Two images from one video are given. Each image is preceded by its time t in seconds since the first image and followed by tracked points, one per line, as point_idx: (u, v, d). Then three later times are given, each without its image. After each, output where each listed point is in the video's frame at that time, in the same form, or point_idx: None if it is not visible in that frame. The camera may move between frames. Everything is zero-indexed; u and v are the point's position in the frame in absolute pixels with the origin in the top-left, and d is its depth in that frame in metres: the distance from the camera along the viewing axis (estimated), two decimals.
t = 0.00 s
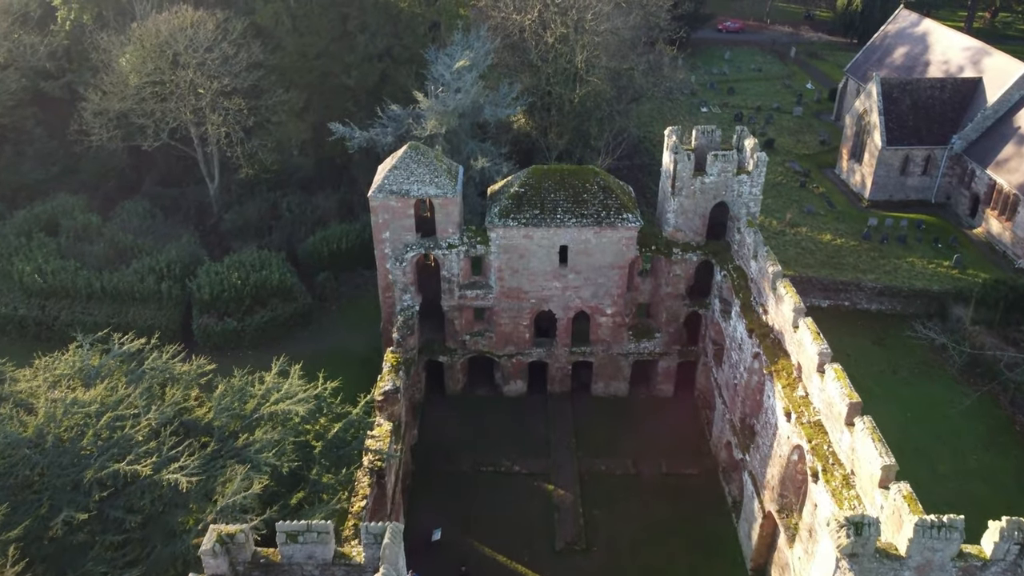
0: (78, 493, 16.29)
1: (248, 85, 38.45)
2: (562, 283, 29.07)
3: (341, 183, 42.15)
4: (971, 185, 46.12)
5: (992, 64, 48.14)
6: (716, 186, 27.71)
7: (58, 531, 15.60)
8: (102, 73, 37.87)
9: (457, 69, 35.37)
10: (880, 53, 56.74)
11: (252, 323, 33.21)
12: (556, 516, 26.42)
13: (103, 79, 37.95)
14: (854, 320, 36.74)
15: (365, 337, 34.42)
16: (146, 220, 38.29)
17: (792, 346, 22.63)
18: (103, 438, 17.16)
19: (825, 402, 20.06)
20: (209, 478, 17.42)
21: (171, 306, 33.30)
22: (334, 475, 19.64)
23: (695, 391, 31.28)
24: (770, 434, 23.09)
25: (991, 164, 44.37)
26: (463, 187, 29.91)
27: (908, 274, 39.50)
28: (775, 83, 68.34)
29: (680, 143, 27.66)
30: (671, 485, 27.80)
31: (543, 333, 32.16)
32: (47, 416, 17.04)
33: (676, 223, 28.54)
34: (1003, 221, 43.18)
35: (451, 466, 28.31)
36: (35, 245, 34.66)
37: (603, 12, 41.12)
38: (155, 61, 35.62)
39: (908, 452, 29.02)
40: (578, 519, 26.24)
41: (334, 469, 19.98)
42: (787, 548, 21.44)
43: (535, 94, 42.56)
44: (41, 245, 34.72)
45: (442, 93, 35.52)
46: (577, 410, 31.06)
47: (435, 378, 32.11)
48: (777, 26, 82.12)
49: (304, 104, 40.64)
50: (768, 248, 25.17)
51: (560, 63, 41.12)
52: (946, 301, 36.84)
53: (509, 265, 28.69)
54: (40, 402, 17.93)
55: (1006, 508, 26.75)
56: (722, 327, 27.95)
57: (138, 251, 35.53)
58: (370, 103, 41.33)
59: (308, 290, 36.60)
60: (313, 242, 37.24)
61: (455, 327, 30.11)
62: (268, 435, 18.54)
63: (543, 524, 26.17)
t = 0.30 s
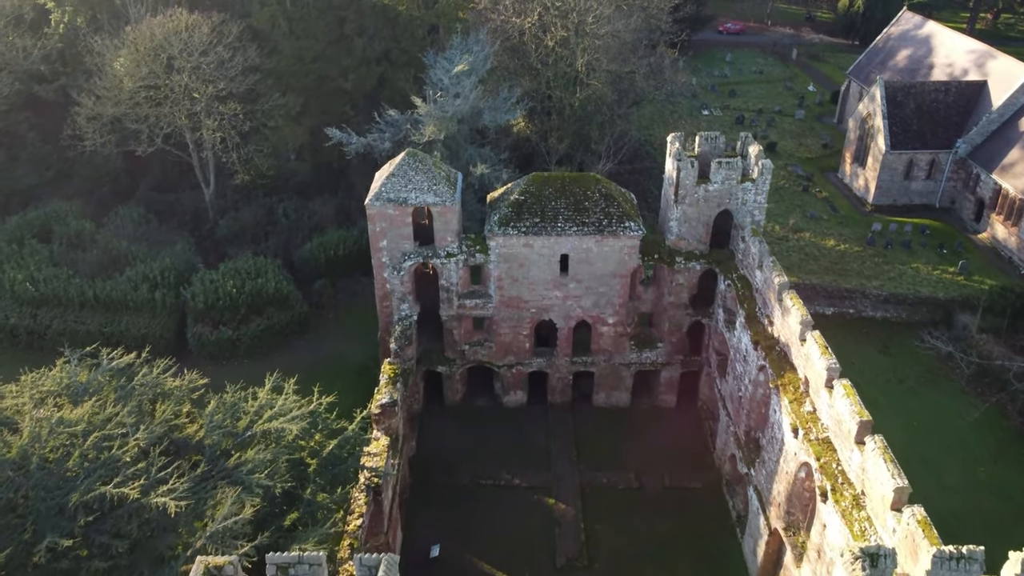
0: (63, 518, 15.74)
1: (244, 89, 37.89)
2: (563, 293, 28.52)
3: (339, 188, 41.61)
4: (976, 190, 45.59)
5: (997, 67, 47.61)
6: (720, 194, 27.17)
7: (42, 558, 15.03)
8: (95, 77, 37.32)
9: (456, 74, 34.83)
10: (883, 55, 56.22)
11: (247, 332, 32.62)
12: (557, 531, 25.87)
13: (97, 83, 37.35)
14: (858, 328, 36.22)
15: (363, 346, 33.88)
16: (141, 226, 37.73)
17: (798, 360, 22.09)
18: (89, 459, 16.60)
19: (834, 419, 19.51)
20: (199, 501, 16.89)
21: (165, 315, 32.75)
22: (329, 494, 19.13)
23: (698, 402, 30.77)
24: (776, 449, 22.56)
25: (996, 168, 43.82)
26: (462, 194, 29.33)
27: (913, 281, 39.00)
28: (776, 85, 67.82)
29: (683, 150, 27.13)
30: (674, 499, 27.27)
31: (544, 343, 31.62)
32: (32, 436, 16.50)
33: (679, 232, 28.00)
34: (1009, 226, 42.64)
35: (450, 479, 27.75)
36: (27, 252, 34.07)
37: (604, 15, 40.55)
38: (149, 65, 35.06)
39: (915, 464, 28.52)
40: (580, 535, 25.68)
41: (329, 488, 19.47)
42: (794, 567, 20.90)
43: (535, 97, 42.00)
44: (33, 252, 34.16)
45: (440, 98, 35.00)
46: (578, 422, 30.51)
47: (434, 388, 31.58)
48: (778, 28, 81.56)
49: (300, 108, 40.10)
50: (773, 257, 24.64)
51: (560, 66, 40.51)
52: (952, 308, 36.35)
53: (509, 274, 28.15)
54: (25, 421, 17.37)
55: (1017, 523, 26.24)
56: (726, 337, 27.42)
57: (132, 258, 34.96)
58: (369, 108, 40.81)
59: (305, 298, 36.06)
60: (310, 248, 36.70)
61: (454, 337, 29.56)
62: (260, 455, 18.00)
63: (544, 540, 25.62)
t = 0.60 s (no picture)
0: (46, 544, 15.13)
1: (239, 93, 37.29)
2: (563, 302, 27.98)
3: (336, 193, 41.08)
4: (981, 194, 45.04)
5: (1002, 70, 47.05)
6: (724, 202, 26.67)
7: None
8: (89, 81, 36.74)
9: (455, 78, 34.28)
10: (886, 58, 55.72)
11: (242, 341, 32.04)
12: (558, 547, 25.31)
13: (90, 88, 36.76)
14: (863, 335, 35.69)
15: (360, 355, 33.34)
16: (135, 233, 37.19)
17: (805, 374, 21.54)
18: (75, 482, 16.02)
19: (843, 437, 18.95)
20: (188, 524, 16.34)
21: (159, 323, 32.19)
22: (324, 514, 18.61)
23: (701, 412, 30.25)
24: (783, 465, 22.02)
25: (1002, 173, 43.25)
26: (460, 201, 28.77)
27: (918, 287, 38.49)
28: (778, 88, 67.30)
29: (687, 157, 26.61)
30: (677, 513, 26.73)
31: (544, 353, 31.09)
32: (15, 458, 15.87)
33: (682, 240, 27.46)
34: (1015, 231, 42.07)
35: (449, 492, 27.21)
36: (19, 259, 33.52)
37: (605, 18, 40.00)
38: (143, 69, 34.47)
39: (922, 476, 27.94)
40: (581, 551, 25.12)
41: (323, 507, 18.93)
42: None
43: (535, 102, 41.44)
44: (25, 259, 33.60)
45: (439, 103, 34.49)
46: (579, 433, 29.96)
47: (432, 399, 31.03)
48: (779, 30, 81.00)
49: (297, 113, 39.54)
50: (779, 267, 24.10)
51: (560, 70, 39.95)
52: (958, 316, 35.85)
53: (508, 283, 27.59)
54: (9, 440, 16.74)
55: None
56: (730, 348, 26.87)
57: (125, 265, 34.39)
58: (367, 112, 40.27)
59: (301, 305, 35.52)
60: (307, 255, 36.16)
61: (453, 347, 29.01)
62: (252, 476, 17.47)
63: (545, 556, 25.06)
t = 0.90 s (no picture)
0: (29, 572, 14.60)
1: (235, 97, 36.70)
2: (564, 312, 27.43)
3: (333, 199, 40.53)
4: (986, 199, 44.53)
5: (1007, 73, 46.51)
6: (728, 210, 26.13)
7: None
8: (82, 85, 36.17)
9: (454, 82, 33.73)
10: (889, 61, 55.19)
11: (237, 350, 31.51)
12: (558, 563, 24.78)
13: (83, 92, 36.18)
14: (868, 343, 35.17)
15: (357, 364, 32.81)
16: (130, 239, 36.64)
17: (813, 388, 21.01)
18: (60, 506, 15.50)
19: (853, 454, 18.43)
20: (177, 549, 15.82)
21: (153, 332, 31.66)
22: (318, 535, 18.09)
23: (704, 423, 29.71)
24: (789, 482, 21.47)
25: (1007, 177, 42.73)
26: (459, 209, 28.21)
27: (923, 294, 37.99)
28: (780, 90, 66.76)
29: (690, 165, 26.05)
30: (680, 527, 26.19)
31: (544, 362, 30.55)
32: None
33: (685, 248, 26.92)
34: (1021, 237, 41.56)
35: (447, 506, 26.67)
36: (11, 267, 33.00)
37: (605, 21, 39.45)
38: (137, 73, 33.90)
39: (930, 489, 27.43)
40: (582, 567, 24.58)
41: (318, 528, 18.39)
42: None
43: (535, 106, 40.89)
44: (17, 267, 33.05)
45: (438, 108, 33.96)
46: (580, 444, 29.42)
47: (431, 409, 30.51)
48: (780, 31, 80.44)
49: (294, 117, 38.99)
50: (785, 278, 23.56)
51: (561, 73, 39.40)
52: (965, 323, 35.32)
53: (508, 292, 27.05)
54: None
55: None
56: (734, 359, 26.32)
57: (119, 272, 33.83)
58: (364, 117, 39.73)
59: (298, 313, 34.98)
60: (304, 262, 35.61)
61: (452, 357, 28.46)
62: (243, 497, 16.95)
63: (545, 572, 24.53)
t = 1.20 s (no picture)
0: None
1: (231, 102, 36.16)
2: (565, 322, 26.90)
3: (330, 204, 39.99)
4: (991, 203, 44.05)
5: (1012, 76, 46.01)
6: (732, 218, 25.60)
7: None
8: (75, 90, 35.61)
9: (452, 87, 33.21)
10: (892, 63, 54.68)
11: (232, 359, 30.97)
12: None
13: (77, 96, 35.63)
14: (873, 351, 34.66)
15: (354, 373, 32.27)
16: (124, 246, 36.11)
17: (821, 403, 20.49)
18: (43, 531, 14.98)
19: (863, 473, 17.90)
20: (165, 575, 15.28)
21: (146, 342, 31.12)
22: (312, 558, 17.46)
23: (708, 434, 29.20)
24: (797, 498, 20.95)
25: (1013, 181, 42.23)
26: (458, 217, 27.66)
27: (928, 300, 37.50)
28: (782, 92, 66.26)
29: (694, 172, 25.50)
30: (684, 541, 25.67)
31: (545, 372, 30.00)
32: None
33: (689, 257, 26.38)
34: None
35: (446, 520, 26.16)
36: (3, 274, 32.45)
37: (606, 24, 38.91)
38: (131, 77, 33.36)
39: (937, 501, 26.95)
40: None
41: (313, 549, 17.74)
42: None
43: (535, 110, 40.37)
44: (9, 275, 32.52)
45: (436, 113, 33.44)
46: (581, 456, 28.88)
47: (429, 420, 29.98)
48: (781, 33, 79.94)
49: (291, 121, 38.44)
50: (792, 288, 23.02)
51: (561, 77, 38.87)
52: (971, 331, 34.84)
53: (508, 302, 26.51)
54: None
55: None
56: (739, 370, 25.80)
57: (112, 280, 33.29)
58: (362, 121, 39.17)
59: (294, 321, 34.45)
60: (300, 269, 35.07)
61: (451, 367, 27.92)
62: (234, 519, 16.38)
63: None
